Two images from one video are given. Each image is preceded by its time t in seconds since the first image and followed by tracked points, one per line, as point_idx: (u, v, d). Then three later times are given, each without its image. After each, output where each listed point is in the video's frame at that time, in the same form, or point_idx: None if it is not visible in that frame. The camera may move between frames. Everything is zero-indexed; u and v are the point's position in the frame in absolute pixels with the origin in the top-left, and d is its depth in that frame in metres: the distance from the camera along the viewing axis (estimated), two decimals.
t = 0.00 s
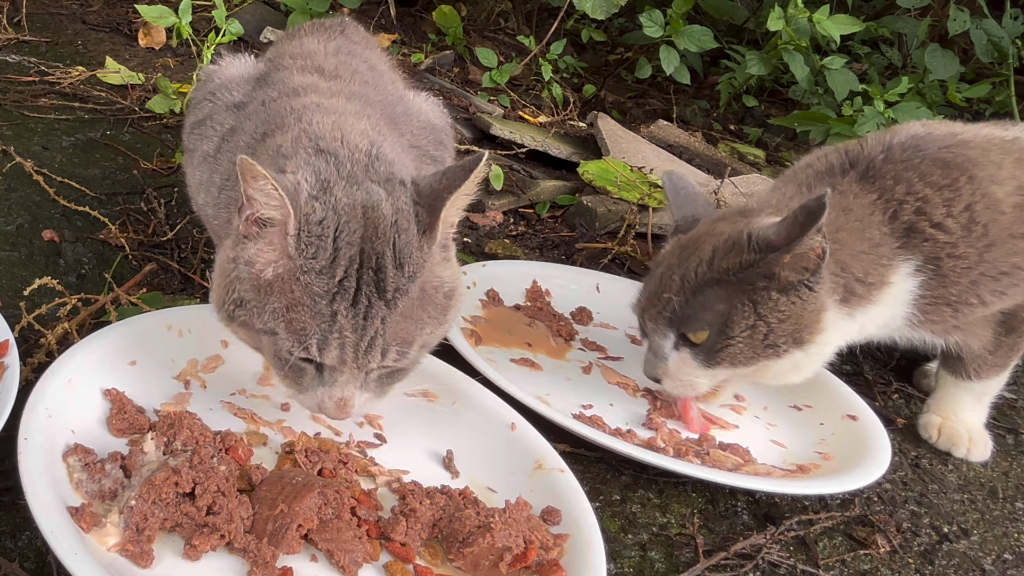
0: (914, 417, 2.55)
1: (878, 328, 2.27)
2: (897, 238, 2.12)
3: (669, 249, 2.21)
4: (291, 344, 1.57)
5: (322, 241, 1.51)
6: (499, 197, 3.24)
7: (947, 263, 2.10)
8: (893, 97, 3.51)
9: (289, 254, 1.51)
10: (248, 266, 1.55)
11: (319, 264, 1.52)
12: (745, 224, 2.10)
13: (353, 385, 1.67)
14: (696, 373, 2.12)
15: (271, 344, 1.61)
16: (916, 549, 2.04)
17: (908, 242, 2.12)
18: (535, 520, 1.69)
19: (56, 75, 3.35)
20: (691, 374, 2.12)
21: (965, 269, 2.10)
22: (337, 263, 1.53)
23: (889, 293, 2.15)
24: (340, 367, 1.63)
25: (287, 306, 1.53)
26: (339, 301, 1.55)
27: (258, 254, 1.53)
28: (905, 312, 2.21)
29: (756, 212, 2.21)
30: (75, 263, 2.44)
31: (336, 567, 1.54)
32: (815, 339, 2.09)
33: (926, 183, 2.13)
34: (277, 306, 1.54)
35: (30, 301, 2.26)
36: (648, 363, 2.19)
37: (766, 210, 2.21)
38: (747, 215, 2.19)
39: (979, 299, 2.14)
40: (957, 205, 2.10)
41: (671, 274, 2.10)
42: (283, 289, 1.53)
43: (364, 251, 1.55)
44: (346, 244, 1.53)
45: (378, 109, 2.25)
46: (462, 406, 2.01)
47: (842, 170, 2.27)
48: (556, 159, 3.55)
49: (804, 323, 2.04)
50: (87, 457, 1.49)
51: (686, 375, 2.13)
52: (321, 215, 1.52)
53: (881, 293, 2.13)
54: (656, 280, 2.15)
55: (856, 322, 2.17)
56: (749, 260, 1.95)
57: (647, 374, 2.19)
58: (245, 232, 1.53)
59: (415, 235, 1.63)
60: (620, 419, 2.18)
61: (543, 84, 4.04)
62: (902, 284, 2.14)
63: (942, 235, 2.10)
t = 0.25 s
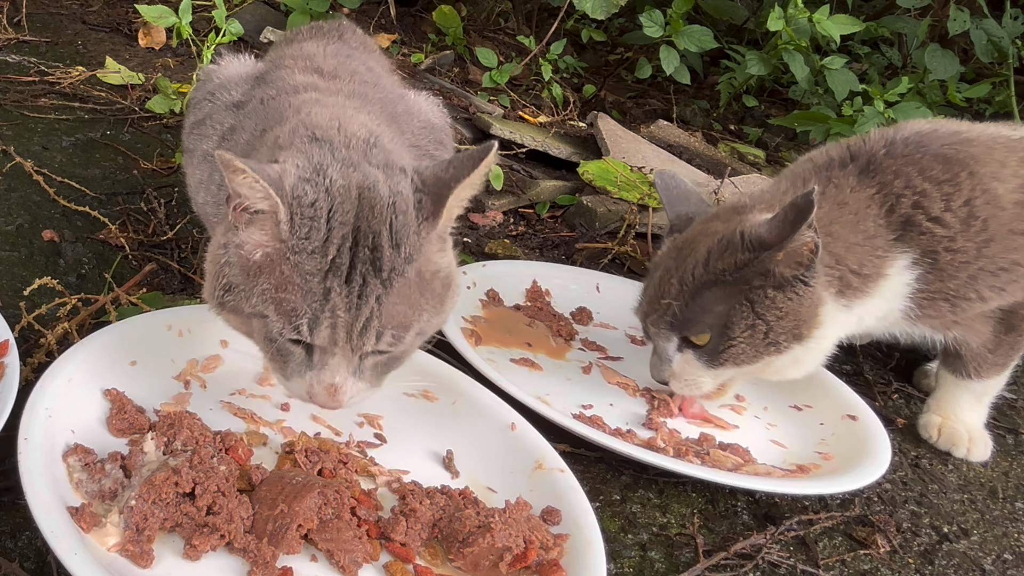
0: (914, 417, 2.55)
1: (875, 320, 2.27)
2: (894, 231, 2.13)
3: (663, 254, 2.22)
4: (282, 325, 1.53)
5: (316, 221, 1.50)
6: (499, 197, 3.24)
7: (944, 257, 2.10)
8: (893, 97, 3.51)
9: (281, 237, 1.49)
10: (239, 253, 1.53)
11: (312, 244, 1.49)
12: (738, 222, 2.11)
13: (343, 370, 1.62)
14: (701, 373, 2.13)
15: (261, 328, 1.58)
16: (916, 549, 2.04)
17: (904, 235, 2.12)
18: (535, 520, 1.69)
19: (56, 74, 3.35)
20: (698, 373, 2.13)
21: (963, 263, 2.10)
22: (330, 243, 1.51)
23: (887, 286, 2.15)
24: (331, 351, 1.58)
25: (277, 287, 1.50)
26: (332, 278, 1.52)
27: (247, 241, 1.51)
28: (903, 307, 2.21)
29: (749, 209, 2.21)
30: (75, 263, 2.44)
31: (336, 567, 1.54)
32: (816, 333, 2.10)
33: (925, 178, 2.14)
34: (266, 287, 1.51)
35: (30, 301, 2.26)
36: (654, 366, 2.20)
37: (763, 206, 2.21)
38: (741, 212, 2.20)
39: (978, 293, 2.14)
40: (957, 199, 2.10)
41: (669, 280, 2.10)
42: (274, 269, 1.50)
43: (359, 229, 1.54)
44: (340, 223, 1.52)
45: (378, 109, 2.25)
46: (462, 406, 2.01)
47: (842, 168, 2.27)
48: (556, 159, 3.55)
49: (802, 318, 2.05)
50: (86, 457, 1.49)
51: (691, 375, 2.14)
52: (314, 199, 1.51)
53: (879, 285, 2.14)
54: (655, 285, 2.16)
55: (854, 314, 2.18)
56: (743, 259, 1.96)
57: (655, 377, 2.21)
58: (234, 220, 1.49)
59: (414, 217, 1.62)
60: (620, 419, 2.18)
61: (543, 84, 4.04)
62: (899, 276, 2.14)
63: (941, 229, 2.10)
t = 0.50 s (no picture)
0: (914, 417, 2.55)
1: (876, 320, 2.27)
2: (893, 233, 2.13)
3: (661, 257, 2.25)
4: (272, 369, 1.50)
5: (307, 263, 1.45)
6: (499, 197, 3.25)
7: (944, 258, 2.11)
8: (893, 97, 3.51)
9: (272, 277, 1.44)
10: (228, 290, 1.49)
11: (303, 287, 1.45)
12: (733, 224, 2.12)
13: (335, 420, 1.59)
14: (697, 374, 2.13)
15: (250, 368, 1.54)
16: (916, 548, 2.04)
17: (904, 237, 2.13)
18: (535, 520, 1.69)
19: (56, 74, 3.35)
20: (694, 373, 2.13)
21: (963, 264, 2.11)
22: (321, 287, 1.46)
23: (887, 287, 2.16)
24: (323, 398, 1.55)
25: (267, 329, 1.47)
26: (323, 323, 1.47)
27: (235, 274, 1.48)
28: (903, 306, 2.22)
29: (746, 214, 2.21)
30: (75, 263, 2.44)
31: (335, 567, 1.54)
32: (814, 331, 2.11)
33: (924, 179, 2.14)
34: (255, 329, 1.48)
35: (30, 301, 2.26)
36: (653, 368, 2.22)
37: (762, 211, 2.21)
38: (738, 216, 2.21)
39: (978, 295, 2.14)
40: (957, 200, 2.10)
41: (664, 280, 2.14)
42: (264, 311, 1.47)
43: (352, 273, 1.48)
44: (332, 267, 1.47)
45: (378, 109, 2.25)
46: (462, 407, 2.01)
47: (842, 168, 2.27)
48: (556, 159, 3.55)
49: (798, 316, 2.05)
50: (86, 457, 1.49)
51: (687, 376, 2.14)
52: (307, 239, 1.47)
53: (877, 286, 2.14)
54: (653, 288, 2.19)
55: (854, 315, 2.19)
56: (736, 259, 1.98)
57: (655, 379, 2.22)
58: (224, 258, 1.45)
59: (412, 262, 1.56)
60: (620, 420, 2.17)
61: (543, 84, 4.04)
62: (899, 277, 2.15)
63: (940, 231, 2.10)
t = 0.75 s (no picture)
0: (914, 418, 2.55)
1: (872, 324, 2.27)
2: (890, 235, 2.13)
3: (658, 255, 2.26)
4: (281, 364, 1.50)
5: (316, 254, 1.45)
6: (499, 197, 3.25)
7: (942, 260, 2.11)
8: (893, 97, 3.51)
9: (281, 270, 1.44)
10: (236, 285, 1.49)
11: (313, 279, 1.45)
12: (727, 228, 2.13)
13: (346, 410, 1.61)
14: (686, 375, 2.15)
15: (258, 362, 1.55)
16: (916, 549, 2.04)
17: (902, 239, 2.12)
18: (535, 520, 1.69)
19: (56, 74, 3.35)
20: (684, 375, 2.15)
21: (960, 266, 2.11)
22: (331, 277, 1.46)
23: (883, 291, 2.16)
24: (334, 389, 1.56)
25: (276, 322, 1.47)
26: (334, 315, 1.47)
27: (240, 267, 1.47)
28: (901, 309, 2.22)
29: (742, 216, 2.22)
30: (75, 263, 2.44)
31: (336, 567, 1.54)
32: (806, 335, 2.11)
33: (922, 181, 2.14)
34: (264, 322, 1.47)
35: (30, 301, 2.26)
36: (643, 368, 2.24)
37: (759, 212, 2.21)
38: (734, 219, 2.21)
39: (976, 296, 2.14)
40: (954, 202, 2.10)
41: (658, 280, 2.15)
42: (272, 305, 1.46)
43: (360, 264, 1.48)
44: (341, 257, 1.47)
45: (377, 110, 2.25)
46: (462, 407, 2.01)
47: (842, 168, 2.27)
48: (556, 159, 3.55)
49: (788, 321, 2.06)
50: (86, 457, 1.49)
51: (677, 376, 2.16)
52: (314, 229, 1.46)
53: (873, 291, 2.14)
54: (647, 289, 2.20)
55: (850, 319, 2.19)
56: (729, 261, 1.97)
57: (645, 378, 2.24)
58: (229, 251, 1.44)
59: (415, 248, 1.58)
60: (620, 419, 2.17)
61: (543, 84, 4.04)
62: (897, 280, 2.15)
63: (938, 233, 2.10)
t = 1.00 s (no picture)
0: (913, 418, 2.55)
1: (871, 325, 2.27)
2: (888, 235, 2.13)
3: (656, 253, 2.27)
4: (301, 376, 1.52)
5: (339, 270, 1.47)
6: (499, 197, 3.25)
7: (940, 261, 2.11)
8: (893, 97, 3.51)
9: (305, 284, 1.45)
10: (253, 291, 1.47)
11: (336, 295, 1.47)
12: (720, 230, 2.15)
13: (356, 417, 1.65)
14: (676, 372, 2.16)
15: (276, 371, 1.55)
16: (916, 548, 2.04)
17: (900, 239, 2.12)
18: (535, 520, 1.69)
19: (56, 74, 3.35)
20: (674, 372, 2.16)
21: (958, 266, 2.11)
22: (354, 293, 1.49)
23: (881, 291, 2.16)
24: (349, 400, 1.59)
25: (298, 336, 1.48)
26: (355, 333, 1.50)
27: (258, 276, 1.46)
28: (900, 309, 2.22)
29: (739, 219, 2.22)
30: (75, 263, 2.44)
31: (336, 567, 1.54)
32: (799, 334, 2.11)
33: (919, 181, 2.14)
34: (285, 335, 1.48)
35: (30, 301, 2.26)
36: (635, 364, 2.24)
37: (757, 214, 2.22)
38: (731, 221, 2.21)
39: (975, 296, 2.14)
40: (952, 203, 2.10)
41: (653, 277, 2.16)
42: (293, 318, 1.47)
43: (382, 282, 1.51)
44: (363, 274, 1.49)
45: (377, 110, 2.25)
46: (462, 407, 2.01)
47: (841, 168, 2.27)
48: (556, 159, 3.55)
49: (779, 320, 2.06)
50: (86, 457, 1.49)
51: (667, 374, 2.17)
52: (338, 244, 1.47)
53: (871, 290, 2.15)
54: (641, 287, 2.21)
55: (847, 319, 2.19)
56: (720, 261, 1.99)
57: (636, 374, 2.25)
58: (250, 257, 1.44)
59: (428, 263, 1.63)
60: (620, 420, 2.17)
61: (543, 84, 4.04)
62: (896, 280, 2.15)
63: (936, 233, 2.10)
